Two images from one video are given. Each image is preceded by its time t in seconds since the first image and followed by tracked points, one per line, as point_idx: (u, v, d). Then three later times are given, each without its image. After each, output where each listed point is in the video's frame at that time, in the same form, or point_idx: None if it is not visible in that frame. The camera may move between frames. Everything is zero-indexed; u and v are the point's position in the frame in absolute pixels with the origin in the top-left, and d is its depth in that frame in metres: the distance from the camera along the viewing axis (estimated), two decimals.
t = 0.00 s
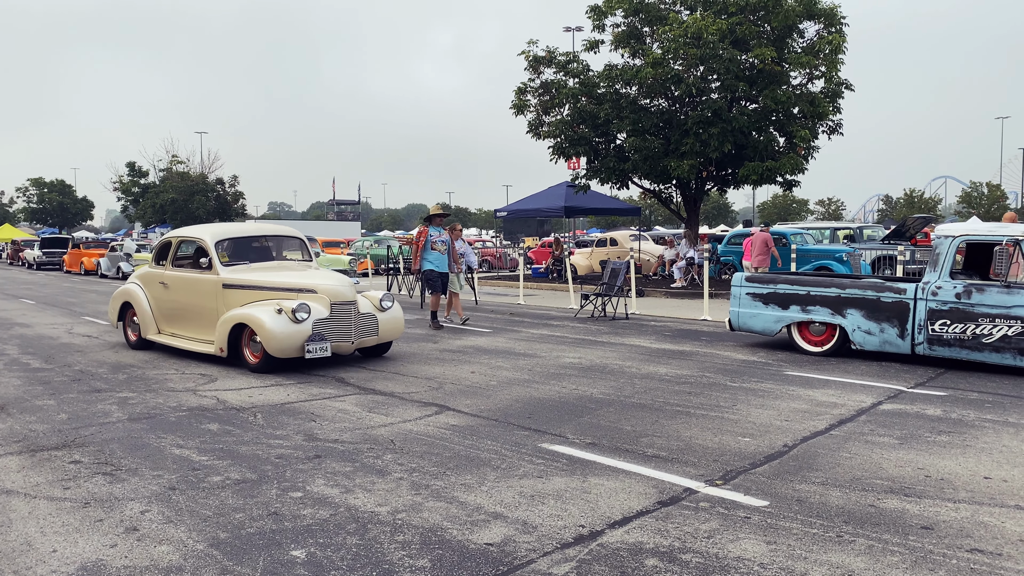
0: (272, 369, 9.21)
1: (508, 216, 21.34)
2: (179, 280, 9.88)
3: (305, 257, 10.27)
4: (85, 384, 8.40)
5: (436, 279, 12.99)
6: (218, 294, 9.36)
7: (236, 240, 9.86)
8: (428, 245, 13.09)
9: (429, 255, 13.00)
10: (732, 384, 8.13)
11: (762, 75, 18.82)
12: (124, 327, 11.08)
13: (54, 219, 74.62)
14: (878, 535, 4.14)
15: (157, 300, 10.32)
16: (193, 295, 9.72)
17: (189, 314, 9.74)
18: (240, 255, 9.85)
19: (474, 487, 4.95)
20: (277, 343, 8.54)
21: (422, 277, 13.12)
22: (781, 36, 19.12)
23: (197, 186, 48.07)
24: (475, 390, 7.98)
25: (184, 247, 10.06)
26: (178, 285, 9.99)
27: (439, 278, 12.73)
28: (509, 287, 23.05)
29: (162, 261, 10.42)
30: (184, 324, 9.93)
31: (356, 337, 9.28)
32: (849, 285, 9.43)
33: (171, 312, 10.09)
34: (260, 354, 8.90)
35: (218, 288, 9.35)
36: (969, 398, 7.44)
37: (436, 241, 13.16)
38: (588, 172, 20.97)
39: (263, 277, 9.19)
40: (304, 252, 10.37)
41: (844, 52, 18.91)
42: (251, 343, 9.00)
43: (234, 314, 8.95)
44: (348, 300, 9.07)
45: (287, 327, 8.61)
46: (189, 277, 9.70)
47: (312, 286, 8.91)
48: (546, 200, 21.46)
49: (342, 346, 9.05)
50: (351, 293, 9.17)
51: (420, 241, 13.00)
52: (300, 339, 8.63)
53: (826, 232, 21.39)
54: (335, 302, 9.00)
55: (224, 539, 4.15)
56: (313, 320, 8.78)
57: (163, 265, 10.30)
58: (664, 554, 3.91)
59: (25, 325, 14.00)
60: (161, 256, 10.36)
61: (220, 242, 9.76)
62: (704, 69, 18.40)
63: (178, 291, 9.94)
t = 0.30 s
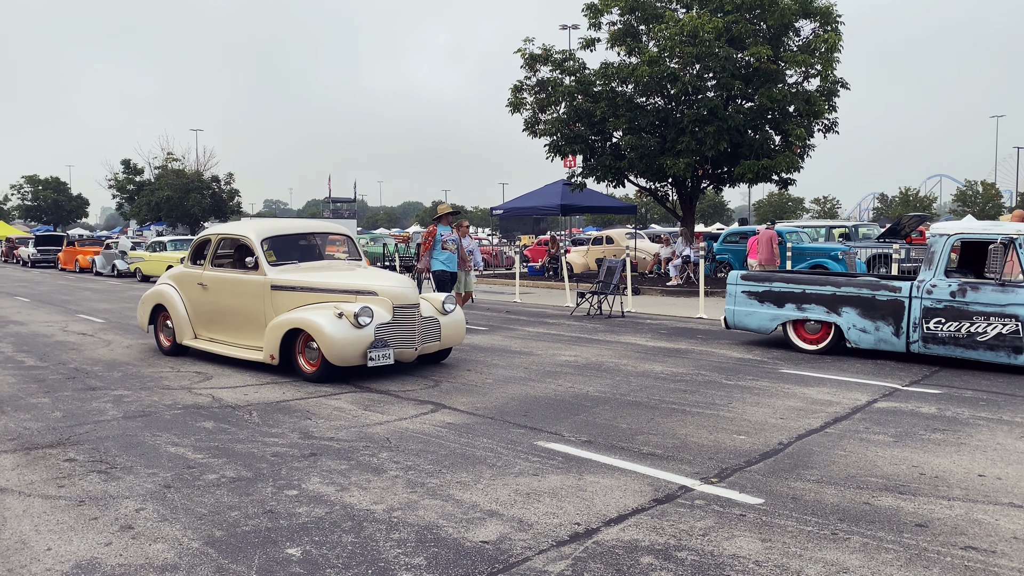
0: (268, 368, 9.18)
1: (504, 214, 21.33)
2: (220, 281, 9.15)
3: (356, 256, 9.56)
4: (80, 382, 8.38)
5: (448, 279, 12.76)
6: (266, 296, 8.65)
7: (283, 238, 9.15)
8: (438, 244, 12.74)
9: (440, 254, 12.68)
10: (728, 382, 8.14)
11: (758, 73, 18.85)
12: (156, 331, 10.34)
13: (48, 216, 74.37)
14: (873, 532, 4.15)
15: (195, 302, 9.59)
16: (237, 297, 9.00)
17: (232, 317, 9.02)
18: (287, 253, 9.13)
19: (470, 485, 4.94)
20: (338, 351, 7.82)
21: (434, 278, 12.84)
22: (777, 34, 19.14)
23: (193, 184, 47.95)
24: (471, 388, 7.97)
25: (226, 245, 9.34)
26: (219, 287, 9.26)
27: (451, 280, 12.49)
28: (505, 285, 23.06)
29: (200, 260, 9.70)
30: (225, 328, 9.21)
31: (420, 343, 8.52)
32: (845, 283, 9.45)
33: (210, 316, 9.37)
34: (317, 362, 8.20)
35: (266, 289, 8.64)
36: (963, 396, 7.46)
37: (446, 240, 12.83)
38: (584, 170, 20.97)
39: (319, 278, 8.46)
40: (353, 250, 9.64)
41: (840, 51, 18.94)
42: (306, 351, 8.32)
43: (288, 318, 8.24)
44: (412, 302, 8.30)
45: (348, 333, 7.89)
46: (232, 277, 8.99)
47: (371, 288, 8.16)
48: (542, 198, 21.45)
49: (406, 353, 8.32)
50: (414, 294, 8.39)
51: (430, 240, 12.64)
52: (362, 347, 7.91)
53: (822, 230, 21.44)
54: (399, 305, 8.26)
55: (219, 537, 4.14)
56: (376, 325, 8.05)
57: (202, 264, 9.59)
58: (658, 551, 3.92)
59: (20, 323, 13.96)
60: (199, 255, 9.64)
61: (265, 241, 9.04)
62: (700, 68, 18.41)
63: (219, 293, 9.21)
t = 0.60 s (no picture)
0: (261, 364, 9.16)
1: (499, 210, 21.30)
2: (268, 280, 8.41)
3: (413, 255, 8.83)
4: (73, 379, 8.35)
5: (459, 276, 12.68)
6: (320, 297, 7.92)
7: (338, 234, 8.40)
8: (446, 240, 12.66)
9: (448, 249, 12.62)
10: (722, 379, 8.15)
11: (752, 70, 18.88)
12: (193, 335, 9.62)
13: (41, 212, 74.03)
14: (866, 528, 4.16)
15: (239, 304, 8.84)
16: (287, 298, 8.25)
17: (281, 319, 8.28)
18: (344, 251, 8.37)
19: (465, 482, 4.94)
20: (410, 359, 7.07)
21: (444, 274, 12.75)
22: (772, 31, 19.13)
23: (186, 180, 47.78)
24: (466, 384, 7.97)
25: (275, 242, 8.59)
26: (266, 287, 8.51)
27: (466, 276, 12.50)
28: (499, 282, 23.06)
29: (243, 258, 8.95)
30: (272, 332, 8.48)
31: (492, 349, 7.78)
32: (839, 280, 9.47)
33: (254, 318, 8.64)
34: (384, 372, 7.45)
35: (321, 290, 7.91)
36: (956, 392, 7.49)
37: (454, 234, 12.72)
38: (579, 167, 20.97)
39: (383, 277, 7.71)
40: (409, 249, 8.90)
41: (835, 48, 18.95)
42: (371, 358, 7.58)
43: (351, 322, 7.49)
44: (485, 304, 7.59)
45: (420, 339, 7.14)
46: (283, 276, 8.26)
47: (443, 289, 7.43)
48: (537, 194, 21.43)
49: (479, 361, 7.61)
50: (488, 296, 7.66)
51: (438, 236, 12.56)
52: (436, 354, 7.18)
53: (816, 227, 21.49)
54: (473, 309, 7.51)
55: (212, 534, 4.13)
56: (450, 331, 7.32)
57: (246, 262, 8.84)
58: (652, 548, 3.93)
59: (12, 320, 13.89)
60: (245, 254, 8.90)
61: (319, 236, 8.30)
62: (695, 64, 18.41)
63: (266, 293, 8.47)
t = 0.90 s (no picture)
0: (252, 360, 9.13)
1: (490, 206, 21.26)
2: (325, 280, 7.72)
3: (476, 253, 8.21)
4: (62, 375, 8.31)
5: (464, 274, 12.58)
6: (386, 299, 7.24)
7: (401, 229, 7.76)
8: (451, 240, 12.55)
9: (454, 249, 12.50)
10: (713, 374, 8.18)
11: (743, 66, 18.91)
12: (234, 339, 8.90)
13: (29, 207, 73.50)
14: (856, 523, 4.18)
15: (289, 305, 8.13)
16: (345, 300, 7.56)
17: (340, 323, 7.59)
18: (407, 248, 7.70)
19: (456, 477, 4.94)
20: (496, 367, 6.39)
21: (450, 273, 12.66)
22: (763, 27, 19.14)
23: (176, 175, 47.53)
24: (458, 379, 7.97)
25: (329, 238, 7.91)
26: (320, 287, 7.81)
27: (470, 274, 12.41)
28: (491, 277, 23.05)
29: (293, 256, 8.25)
30: (327, 336, 7.78)
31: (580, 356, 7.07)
32: (829, 275, 9.51)
33: (306, 321, 7.95)
34: (463, 381, 6.78)
35: (386, 290, 7.24)
36: (945, 387, 7.54)
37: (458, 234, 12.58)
38: (570, 163, 20.95)
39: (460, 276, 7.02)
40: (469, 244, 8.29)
41: (825, 44, 19.00)
42: (448, 367, 6.89)
43: (424, 325, 6.80)
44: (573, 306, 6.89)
45: (505, 344, 6.44)
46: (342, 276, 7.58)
47: (528, 290, 6.74)
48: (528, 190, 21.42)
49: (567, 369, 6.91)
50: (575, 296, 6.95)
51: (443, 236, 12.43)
52: (523, 362, 6.50)
53: (806, 223, 21.56)
54: (559, 312, 6.81)
55: (202, 530, 4.12)
56: (536, 337, 6.64)
57: (297, 261, 8.15)
58: (643, 542, 3.94)
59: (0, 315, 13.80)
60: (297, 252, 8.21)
61: (382, 233, 7.62)
62: (686, 60, 18.41)
63: (322, 294, 7.77)
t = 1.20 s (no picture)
0: (234, 355, 9.07)
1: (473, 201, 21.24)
2: (387, 280, 7.05)
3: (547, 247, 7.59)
4: (40, 371, 8.21)
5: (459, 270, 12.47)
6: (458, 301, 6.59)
7: (470, 223, 7.10)
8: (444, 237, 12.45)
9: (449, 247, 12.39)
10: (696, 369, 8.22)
11: (725, 62, 18.98)
12: (276, 345, 8.18)
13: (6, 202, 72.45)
14: (835, 515, 4.23)
15: (343, 307, 7.44)
16: (409, 302, 6.90)
17: (405, 327, 6.93)
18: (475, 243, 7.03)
19: (439, 472, 4.95)
20: (596, 378, 5.78)
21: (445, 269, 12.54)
22: (745, 23, 19.21)
23: (156, 169, 47.07)
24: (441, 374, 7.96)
25: (389, 233, 7.26)
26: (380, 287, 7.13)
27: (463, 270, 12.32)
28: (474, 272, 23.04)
29: (345, 253, 7.57)
30: (387, 341, 7.12)
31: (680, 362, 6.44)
32: (810, 270, 9.60)
33: (361, 324, 7.29)
34: (554, 393, 6.15)
35: (459, 291, 6.59)
36: (924, 381, 7.63)
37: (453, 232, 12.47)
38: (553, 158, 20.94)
39: (543, 275, 6.37)
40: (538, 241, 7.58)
41: (807, 41, 19.12)
42: (535, 377, 6.25)
43: (509, 330, 6.14)
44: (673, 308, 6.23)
45: (606, 353, 5.82)
46: (406, 275, 6.92)
47: (626, 292, 6.08)
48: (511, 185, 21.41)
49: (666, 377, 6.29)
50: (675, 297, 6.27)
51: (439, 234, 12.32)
52: (624, 372, 5.88)
53: (787, 219, 21.71)
54: (660, 315, 6.16)
55: (183, 527, 4.10)
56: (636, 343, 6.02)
57: (350, 258, 7.47)
58: (625, 536, 3.96)
59: None
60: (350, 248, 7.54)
61: (452, 227, 6.96)
62: (669, 55, 18.46)
63: (382, 295, 7.10)
